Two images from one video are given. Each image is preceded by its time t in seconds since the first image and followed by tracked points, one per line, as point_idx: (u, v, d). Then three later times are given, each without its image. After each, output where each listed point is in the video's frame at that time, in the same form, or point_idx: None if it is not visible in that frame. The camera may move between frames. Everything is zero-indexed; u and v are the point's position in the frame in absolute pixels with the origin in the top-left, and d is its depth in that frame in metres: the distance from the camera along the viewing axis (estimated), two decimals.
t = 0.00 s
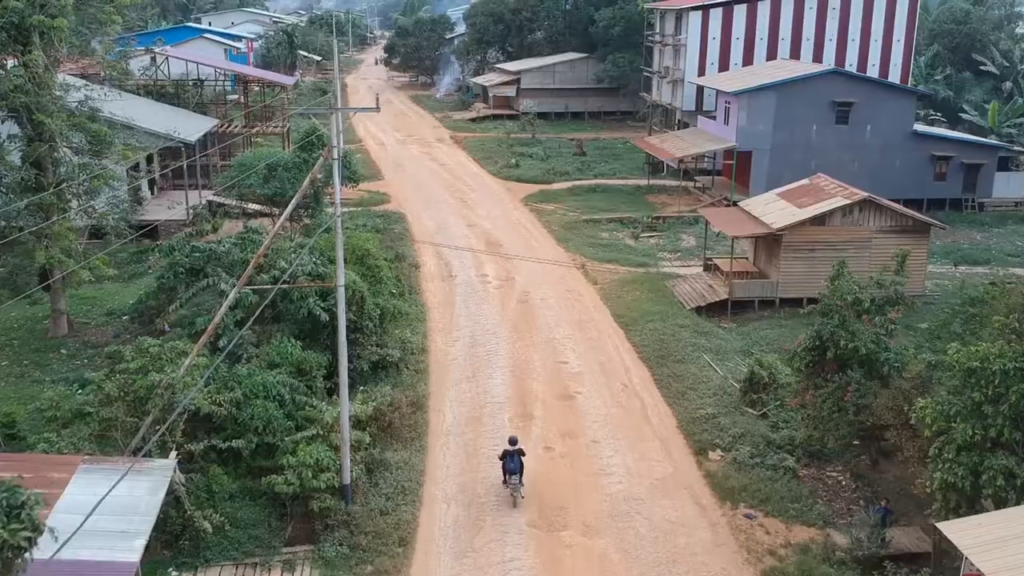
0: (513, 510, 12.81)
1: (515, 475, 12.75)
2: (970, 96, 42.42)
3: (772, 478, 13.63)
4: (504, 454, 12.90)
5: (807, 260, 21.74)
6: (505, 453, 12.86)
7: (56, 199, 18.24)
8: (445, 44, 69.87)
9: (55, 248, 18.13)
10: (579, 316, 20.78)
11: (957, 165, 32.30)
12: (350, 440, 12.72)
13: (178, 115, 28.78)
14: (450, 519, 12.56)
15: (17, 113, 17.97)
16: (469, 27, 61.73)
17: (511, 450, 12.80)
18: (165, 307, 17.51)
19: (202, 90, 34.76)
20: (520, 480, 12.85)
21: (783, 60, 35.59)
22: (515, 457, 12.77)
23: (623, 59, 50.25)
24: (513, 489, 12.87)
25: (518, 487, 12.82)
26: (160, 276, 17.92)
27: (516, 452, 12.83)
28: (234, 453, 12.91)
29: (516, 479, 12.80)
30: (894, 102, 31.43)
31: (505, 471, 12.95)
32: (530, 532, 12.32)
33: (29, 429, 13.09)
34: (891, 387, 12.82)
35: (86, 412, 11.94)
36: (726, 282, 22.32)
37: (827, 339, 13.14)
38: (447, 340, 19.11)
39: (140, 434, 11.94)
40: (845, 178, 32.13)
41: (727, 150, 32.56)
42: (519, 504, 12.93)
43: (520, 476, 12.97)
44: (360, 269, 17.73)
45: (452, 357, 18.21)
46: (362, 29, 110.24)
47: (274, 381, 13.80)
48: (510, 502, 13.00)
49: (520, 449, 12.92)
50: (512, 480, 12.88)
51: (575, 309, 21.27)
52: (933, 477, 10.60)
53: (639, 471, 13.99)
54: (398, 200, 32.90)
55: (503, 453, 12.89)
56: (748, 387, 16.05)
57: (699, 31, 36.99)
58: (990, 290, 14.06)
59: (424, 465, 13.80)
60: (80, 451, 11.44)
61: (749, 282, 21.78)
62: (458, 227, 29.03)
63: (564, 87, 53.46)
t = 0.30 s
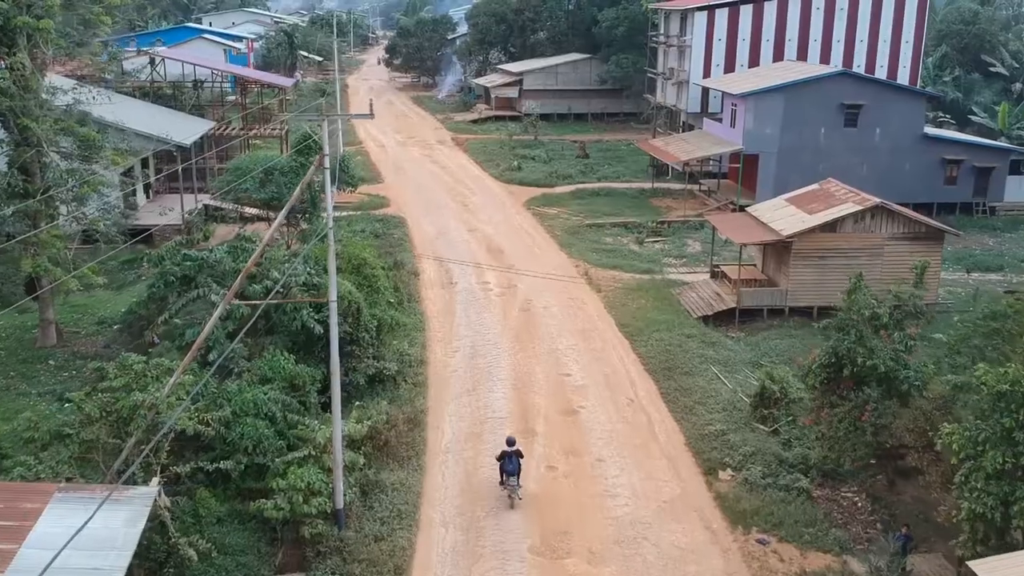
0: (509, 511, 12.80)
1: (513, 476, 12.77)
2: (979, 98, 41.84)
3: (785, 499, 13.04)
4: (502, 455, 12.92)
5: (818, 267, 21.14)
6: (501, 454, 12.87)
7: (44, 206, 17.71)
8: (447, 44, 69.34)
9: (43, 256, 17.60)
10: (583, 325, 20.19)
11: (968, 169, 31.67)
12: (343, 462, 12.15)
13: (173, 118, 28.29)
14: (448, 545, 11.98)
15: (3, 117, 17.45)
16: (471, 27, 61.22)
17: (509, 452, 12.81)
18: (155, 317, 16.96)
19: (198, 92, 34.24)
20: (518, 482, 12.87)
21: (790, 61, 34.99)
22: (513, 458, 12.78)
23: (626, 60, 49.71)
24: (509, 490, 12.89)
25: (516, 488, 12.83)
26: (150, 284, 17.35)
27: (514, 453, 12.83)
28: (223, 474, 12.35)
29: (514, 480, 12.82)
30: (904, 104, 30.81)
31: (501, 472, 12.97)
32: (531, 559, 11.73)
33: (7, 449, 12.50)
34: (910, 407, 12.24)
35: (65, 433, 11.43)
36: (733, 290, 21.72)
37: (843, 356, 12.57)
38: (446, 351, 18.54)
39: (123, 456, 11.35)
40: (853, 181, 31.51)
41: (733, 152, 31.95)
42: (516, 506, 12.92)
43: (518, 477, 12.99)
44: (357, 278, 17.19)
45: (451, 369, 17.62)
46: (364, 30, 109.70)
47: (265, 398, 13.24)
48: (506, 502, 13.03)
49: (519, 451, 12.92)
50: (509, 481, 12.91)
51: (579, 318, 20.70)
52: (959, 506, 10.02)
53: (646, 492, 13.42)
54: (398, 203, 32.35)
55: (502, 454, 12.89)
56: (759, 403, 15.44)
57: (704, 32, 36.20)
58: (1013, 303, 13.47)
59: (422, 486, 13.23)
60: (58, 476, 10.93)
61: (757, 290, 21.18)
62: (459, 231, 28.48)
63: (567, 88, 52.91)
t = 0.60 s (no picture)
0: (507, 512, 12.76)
1: (511, 477, 12.72)
2: (990, 99, 41.20)
3: (800, 523, 12.44)
4: (499, 455, 12.90)
5: (829, 275, 20.55)
6: (500, 455, 12.85)
7: (31, 213, 17.14)
8: (449, 44, 68.77)
9: (30, 265, 17.04)
10: (587, 335, 19.60)
11: (980, 172, 31.05)
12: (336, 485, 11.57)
13: (169, 121, 27.81)
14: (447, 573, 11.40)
15: None
16: (473, 27, 60.66)
17: (508, 452, 12.81)
18: (145, 328, 16.40)
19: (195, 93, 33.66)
20: (517, 482, 12.81)
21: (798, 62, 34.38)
22: (512, 459, 12.77)
23: (631, 60, 49.13)
24: (508, 490, 12.81)
25: (514, 488, 12.76)
26: (140, 294, 16.78)
27: (513, 453, 12.84)
28: (211, 496, 11.79)
29: (512, 480, 12.77)
30: (915, 106, 30.18)
31: (500, 473, 12.93)
32: None
33: None
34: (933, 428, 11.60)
35: (43, 456, 10.82)
36: (742, 298, 21.12)
37: (862, 374, 11.98)
38: (447, 362, 17.95)
39: (104, 479, 10.77)
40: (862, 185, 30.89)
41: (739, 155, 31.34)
42: (514, 506, 12.87)
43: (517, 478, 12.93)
44: (354, 288, 16.61)
45: (451, 382, 17.04)
46: (366, 30, 109.09)
47: (256, 416, 12.68)
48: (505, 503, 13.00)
49: (517, 452, 12.91)
50: (508, 482, 12.84)
51: (583, 327, 20.11)
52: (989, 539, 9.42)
53: (654, 515, 12.86)
54: (399, 206, 31.79)
55: (500, 454, 12.88)
56: (771, 419, 14.87)
57: (710, 32, 35.56)
58: None
59: (419, 508, 12.66)
60: (35, 502, 10.35)
61: (767, 299, 20.58)
62: (461, 236, 27.90)
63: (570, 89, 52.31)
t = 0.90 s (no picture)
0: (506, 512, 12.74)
1: (509, 477, 12.73)
2: (1001, 99, 40.52)
3: (817, 548, 11.83)
4: (499, 455, 12.91)
5: (842, 282, 19.94)
6: (500, 454, 12.86)
7: (19, 219, 16.58)
8: (452, 43, 68.14)
9: (17, 273, 16.48)
10: (592, 344, 19.01)
11: (993, 174, 30.34)
12: (328, 510, 10.99)
13: (167, 122, 27.28)
14: None
15: None
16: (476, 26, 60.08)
17: (507, 452, 12.81)
18: (135, 338, 15.84)
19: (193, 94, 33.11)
20: (515, 482, 12.80)
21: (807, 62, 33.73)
22: (511, 458, 12.78)
23: (635, 59, 48.51)
24: (507, 490, 12.81)
25: (513, 488, 12.77)
26: (130, 303, 16.21)
27: (513, 454, 12.84)
28: (198, 520, 11.23)
29: (511, 480, 12.77)
30: (927, 108, 29.54)
31: (499, 472, 12.93)
32: None
33: None
34: (959, 451, 10.87)
35: (19, 481, 10.23)
36: (751, 305, 20.52)
37: (883, 393, 11.42)
38: (447, 373, 17.37)
39: (84, 505, 10.18)
40: (872, 187, 30.25)
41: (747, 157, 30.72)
42: (513, 506, 12.86)
43: (516, 477, 12.92)
44: (351, 297, 16.02)
45: (452, 394, 16.47)
46: (368, 29, 108.46)
47: (247, 435, 12.14)
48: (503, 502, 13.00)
49: (517, 452, 12.90)
50: (507, 481, 12.84)
51: (588, 336, 19.54)
52: None
53: (664, 539, 12.30)
54: (400, 209, 31.24)
55: (498, 454, 12.90)
56: (783, 435, 14.31)
57: (717, 32, 34.96)
58: None
59: (417, 532, 12.08)
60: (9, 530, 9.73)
61: (778, 306, 19.98)
62: (462, 239, 27.33)
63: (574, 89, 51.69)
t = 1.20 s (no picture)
0: (506, 510, 12.73)
1: (510, 476, 12.64)
2: (1014, 99, 39.81)
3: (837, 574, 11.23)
4: (499, 454, 12.80)
5: (856, 289, 19.34)
6: (500, 453, 12.76)
7: (8, 224, 16.05)
8: (456, 41, 67.55)
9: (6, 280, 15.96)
10: (599, 353, 18.42)
11: (1008, 176, 29.64)
12: (321, 537, 10.42)
13: (166, 122, 26.76)
14: None
15: None
16: (481, 24, 59.51)
17: (508, 452, 12.70)
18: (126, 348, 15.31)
19: (193, 93, 32.60)
20: (516, 482, 12.74)
21: (817, 61, 33.06)
22: (512, 458, 12.67)
23: (642, 58, 47.88)
24: (507, 489, 12.75)
25: (513, 487, 12.70)
26: (122, 312, 15.66)
27: (513, 453, 12.73)
28: (185, 545, 10.68)
29: (511, 480, 12.69)
30: (941, 108, 28.87)
31: (499, 472, 12.85)
32: None
33: None
34: (989, 477, 10.33)
35: None
36: (763, 313, 19.91)
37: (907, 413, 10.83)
38: (449, 384, 16.81)
39: (64, 532, 9.60)
40: (885, 189, 29.59)
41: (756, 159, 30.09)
42: (513, 505, 12.84)
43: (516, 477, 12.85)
44: (349, 307, 15.46)
45: (454, 406, 15.89)
46: (373, 26, 107.98)
47: (239, 454, 11.60)
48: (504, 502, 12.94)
49: (517, 451, 12.81)
50: (507, 481, 12.77)
51: (594, 344, 18.95)
52: None
53: (675, 565, 11.73)
54: (403, 210, 30.69)
55: (500, 453, 12.78)
56: (799, 452, 13.73)
57: (726, 31, 34.33)
58: None
59: (416, 557, 11.52)
60: None
61: (790, 314, 19.37)
62: (465, 242, 26.77)
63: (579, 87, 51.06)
